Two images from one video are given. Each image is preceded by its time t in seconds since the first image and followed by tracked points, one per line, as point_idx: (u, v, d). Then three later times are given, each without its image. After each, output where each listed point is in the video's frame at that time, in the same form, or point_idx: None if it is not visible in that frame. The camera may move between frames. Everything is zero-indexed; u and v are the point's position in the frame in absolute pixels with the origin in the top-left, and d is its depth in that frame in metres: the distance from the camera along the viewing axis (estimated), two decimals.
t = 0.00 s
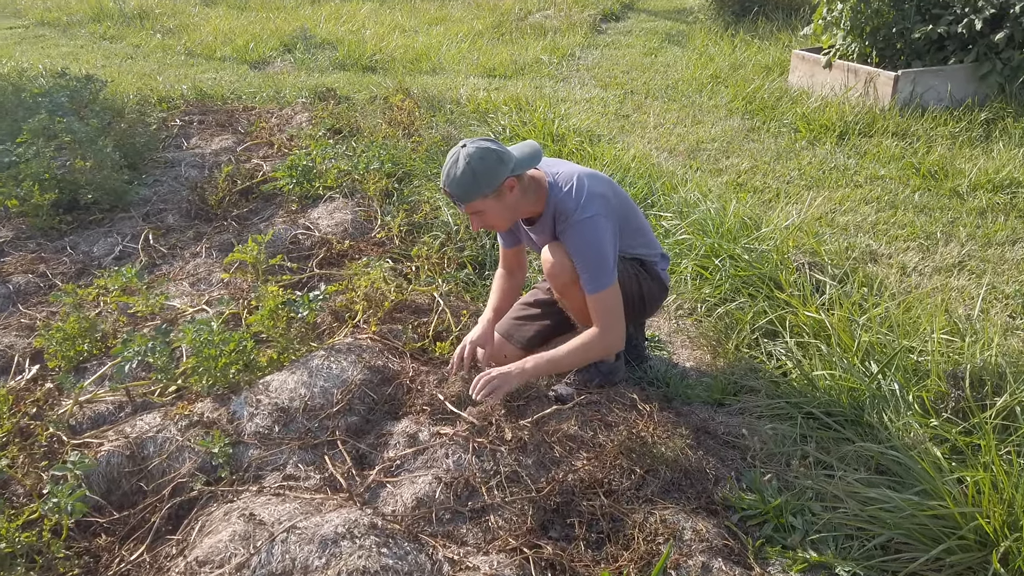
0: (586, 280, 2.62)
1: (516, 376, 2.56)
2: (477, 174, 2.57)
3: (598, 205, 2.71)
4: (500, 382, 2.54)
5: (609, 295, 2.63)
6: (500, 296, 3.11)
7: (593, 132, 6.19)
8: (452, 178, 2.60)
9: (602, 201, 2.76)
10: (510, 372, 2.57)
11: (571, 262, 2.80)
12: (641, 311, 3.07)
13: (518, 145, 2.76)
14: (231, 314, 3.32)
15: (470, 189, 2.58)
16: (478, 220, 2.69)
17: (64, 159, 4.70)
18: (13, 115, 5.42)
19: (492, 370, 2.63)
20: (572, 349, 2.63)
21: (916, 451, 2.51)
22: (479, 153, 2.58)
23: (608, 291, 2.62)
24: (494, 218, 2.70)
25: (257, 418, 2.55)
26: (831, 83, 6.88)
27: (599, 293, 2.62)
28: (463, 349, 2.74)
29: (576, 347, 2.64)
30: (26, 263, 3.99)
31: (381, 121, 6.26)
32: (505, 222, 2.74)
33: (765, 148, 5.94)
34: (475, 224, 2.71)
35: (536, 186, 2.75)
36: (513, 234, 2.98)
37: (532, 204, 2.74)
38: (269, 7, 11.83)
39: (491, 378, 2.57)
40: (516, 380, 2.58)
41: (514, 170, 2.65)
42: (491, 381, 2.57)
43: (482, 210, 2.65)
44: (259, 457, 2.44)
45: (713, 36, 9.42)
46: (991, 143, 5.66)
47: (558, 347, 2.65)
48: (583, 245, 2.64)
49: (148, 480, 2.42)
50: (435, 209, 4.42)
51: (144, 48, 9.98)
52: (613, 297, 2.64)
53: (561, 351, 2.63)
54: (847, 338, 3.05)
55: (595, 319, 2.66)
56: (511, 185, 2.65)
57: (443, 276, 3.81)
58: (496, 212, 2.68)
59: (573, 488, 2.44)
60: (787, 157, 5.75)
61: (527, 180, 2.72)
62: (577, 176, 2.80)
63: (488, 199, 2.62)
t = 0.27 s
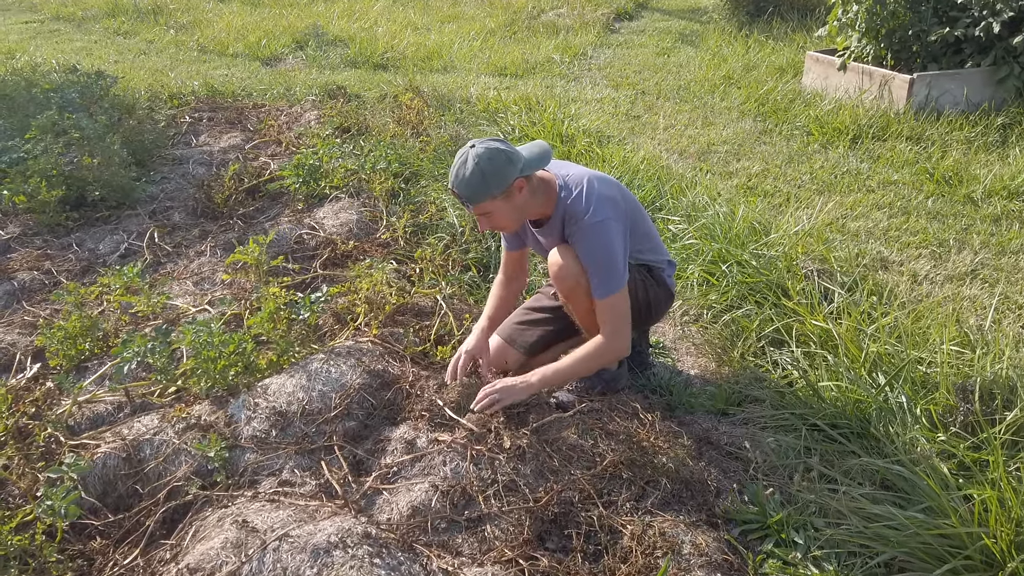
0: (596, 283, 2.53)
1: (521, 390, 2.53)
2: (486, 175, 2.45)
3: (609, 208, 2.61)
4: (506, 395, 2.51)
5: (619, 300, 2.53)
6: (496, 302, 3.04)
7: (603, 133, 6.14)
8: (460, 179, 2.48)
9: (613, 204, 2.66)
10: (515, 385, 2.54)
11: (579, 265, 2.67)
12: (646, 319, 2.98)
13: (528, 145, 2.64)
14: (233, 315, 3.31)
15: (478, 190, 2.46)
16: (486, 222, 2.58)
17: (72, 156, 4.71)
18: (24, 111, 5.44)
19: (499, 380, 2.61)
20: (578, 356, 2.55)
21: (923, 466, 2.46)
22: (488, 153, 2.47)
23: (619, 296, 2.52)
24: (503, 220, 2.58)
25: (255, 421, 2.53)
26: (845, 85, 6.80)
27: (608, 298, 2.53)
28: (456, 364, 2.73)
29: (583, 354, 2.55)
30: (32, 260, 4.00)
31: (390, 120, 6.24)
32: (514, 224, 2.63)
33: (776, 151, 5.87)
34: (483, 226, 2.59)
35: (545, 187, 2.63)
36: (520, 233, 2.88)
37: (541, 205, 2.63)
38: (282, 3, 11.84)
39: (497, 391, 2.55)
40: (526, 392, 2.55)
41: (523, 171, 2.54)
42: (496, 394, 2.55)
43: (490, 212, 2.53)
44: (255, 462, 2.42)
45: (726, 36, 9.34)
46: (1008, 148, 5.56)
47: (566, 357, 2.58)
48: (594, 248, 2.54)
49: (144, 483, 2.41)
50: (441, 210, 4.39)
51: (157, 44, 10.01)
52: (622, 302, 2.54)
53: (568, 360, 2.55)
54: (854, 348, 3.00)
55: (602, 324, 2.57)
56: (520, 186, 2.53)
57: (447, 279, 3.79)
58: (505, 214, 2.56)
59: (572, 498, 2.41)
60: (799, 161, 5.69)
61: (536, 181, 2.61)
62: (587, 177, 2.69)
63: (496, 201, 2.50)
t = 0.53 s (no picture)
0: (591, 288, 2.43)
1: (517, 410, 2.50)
2: (488, 176, 2.32)
3: (612, 211, 2.50)
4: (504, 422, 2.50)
5: (615, 307, 2.43)
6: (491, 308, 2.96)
7: (607, 135, 6.09)
8: (461, 179, 2.35)
9: (616, 207, 2.54)
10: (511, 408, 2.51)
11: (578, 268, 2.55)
12: (646, 325, 2.93)
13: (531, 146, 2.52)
14: (228, 318, 3.28)
15: (481, 191, 2.33)
16: (487, 224, 2.45)
17: (72, 155, 4.68)
18: (25, 110, 5.42)
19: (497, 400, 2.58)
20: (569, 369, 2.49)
21: (927, 480, 2.41)
22: (491, 152, 2.34)
23: (615, 303, 2.43)
24: (505, 222, 2.45)
25: (246, 428, 2.49)
26: (852, 87, 6.73)
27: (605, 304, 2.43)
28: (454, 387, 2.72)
29: (575, 363, 2.49)
30: (29, 260, 3.98)
31: (393, 120, 6.21)
32: (516, 227, 2.50)
33: (782, 154, 5.81)
34: (484, 229, 2.47)
35: (549, 188, 2.50)
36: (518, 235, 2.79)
37: (544, 208, 2.50)
38: (288, 2, 11.82)
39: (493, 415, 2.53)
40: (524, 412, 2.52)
41: (527, 172, 2.41)
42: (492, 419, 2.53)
43: (492, 214, 2.40)
44: (246, 470, 2.39)
45: (733, 37, 9.27)
46: (1017, 153, 5.49)
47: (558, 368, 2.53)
48: (592, 253, 2.43)
49: (132, 490, 2.37)
50: (441, 213, 4.35)
51: (162, 43, 10.00)
52: (619, 309, 2.45)
53: (560, 371, 2.50)
54: (858, 357, 2.94)
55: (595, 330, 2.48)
56: (523, 187, 2.41)
57: (446, 282, 3.74)
58: (507, 216, 2.43)
59: (567, 510, 2.36)
60: (805, 164, 5.62)
61: (539, 183, 2.48)
62: (589, 179, 2.58)
63: (499, 202, 2.37)
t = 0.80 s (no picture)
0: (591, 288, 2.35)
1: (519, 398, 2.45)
2: (479, 173, 2.25)
3: (610, 209, 2.41)
4: (502, 410, 2.44)
5: (616, 308, 2.35)
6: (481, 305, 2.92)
7: (609, 132, 6.02)
8: (451, 176, 2.28)
9: (613, 205, 2.45)
10: (510, 396, 2.45)
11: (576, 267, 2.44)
12: (644, 326, 2.87)
13: (525, 142, 2.44)
14: (218, 316, 3.22)
15: (471, 188, 2.26)
16: (478, 222, 2.38)
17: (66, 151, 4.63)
18: (21, 105, 5.37)
19: (496, 390, 2.52)
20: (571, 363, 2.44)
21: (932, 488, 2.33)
22: (482, 149, 2.27)
23: (615, 303, 2.34)
24: (496, 221, 2.38)
25: (231, 429, 2.43)
26: (858, 86, 6.64)
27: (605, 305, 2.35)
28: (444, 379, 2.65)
29: (578, 361, 2.43)
30: (20, 256, 3.92)
31: (392, 117, 6.14)
32: (508, 225, 2.43)
33: (786, 153, 5.73)
34: (475, 226, 2.41)
35: (542, 187, 2.42)
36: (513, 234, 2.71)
37: (537, 205, 2.43)
38: None
39: (492, 407, 2.48)
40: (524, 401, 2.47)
41: (519, 170, 2.34)
42: (492, 409, 2.47)
43: (483, 212, 2.34)
44: (230, 472, 2.32)
45: (738, 35, 9.18)
46: None
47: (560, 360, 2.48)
48: (590, 253, 2.34)
49: (114, 492, 2.31)
50: (438, 211, 4.28)
51: (164, 39, 9.95)
52: (620, 310, 2.36)
53: (562, 364, 2.45)
54: (861, 360, 2.86)
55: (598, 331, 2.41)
56: (515, 185, 2.34)
57: (441, 281, 3.68)
58: (499, 214, 2.37)
59: (560, 516, 2.30)
60: (809, 163, 5.54)
61: (532, 181, 2.40)
62: (585, 177, 2.49)
63: (490, 200, 2.31)
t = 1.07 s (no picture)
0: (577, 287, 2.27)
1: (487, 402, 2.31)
2: (467, 169, 2.15)
3: (605, 206, 2.32)
4: (466, 414, 2.29)
5: (601, 309, 2.27)
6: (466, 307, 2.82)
7: (616, 128, 5.88)
8: (438, 173, 2.19)
9: (608, 201, 2.36)
10: (474, 399, 2.32)
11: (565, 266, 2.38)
12: (642, 327, 2.75)
13: (516, 137, 2.35)
14: (205, 313, 3.12)
15: (459, 185, 2.16)
16: (467, 221, 2.27)
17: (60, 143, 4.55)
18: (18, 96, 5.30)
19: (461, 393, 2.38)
20: (546, 366, 2.34)
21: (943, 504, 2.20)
22: (470, 144, 2.17)
23: (601, 304, 2.26)
24: (486, 220, 2.28)
25: (208, 432, 2.33)
26: (872, 82, 6.48)
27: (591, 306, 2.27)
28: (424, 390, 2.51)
29: (553, 365, 2.34)
30: (9, 249, 3.85)
31: (395, 111, 6.04)
32: (499, 225, 2.33)
33: (797, 150, 5.58)
34: (465, 226, 2.30)
35: (533, 183, 2.33)
36: (504, 231, 2.60)
37: (529, 203, 2.33)
38: None
39: (455, 409, 2.34)
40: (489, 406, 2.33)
41: (510, 166, 2.24)
42: (455, 413, 2.33)
43: (472, 211, 2.23)
44: (205, 477, 2.22)
45: (750, 30, 9.01)
46: None
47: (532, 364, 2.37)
48: (580, 250, 2.26)
49: (85, 496, 2.21)
50: (436, 206, 4.18)
51: (170, 32, 9.89)
52: (605, 312, 2.29)
53: (535, 369, 2.34)
54: (870, 366, 2.73)
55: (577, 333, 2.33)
56: (506, 182, 2.23)
57: (436, 279, 3.57)
58: (489, 213, 2.26)
59: (548, 528, 2.19)
60: (820, 160, 5.39)
61: (523, 177, 2.31)
62: (581, 171, 2.40)
63: (479, 198, 2.20)
